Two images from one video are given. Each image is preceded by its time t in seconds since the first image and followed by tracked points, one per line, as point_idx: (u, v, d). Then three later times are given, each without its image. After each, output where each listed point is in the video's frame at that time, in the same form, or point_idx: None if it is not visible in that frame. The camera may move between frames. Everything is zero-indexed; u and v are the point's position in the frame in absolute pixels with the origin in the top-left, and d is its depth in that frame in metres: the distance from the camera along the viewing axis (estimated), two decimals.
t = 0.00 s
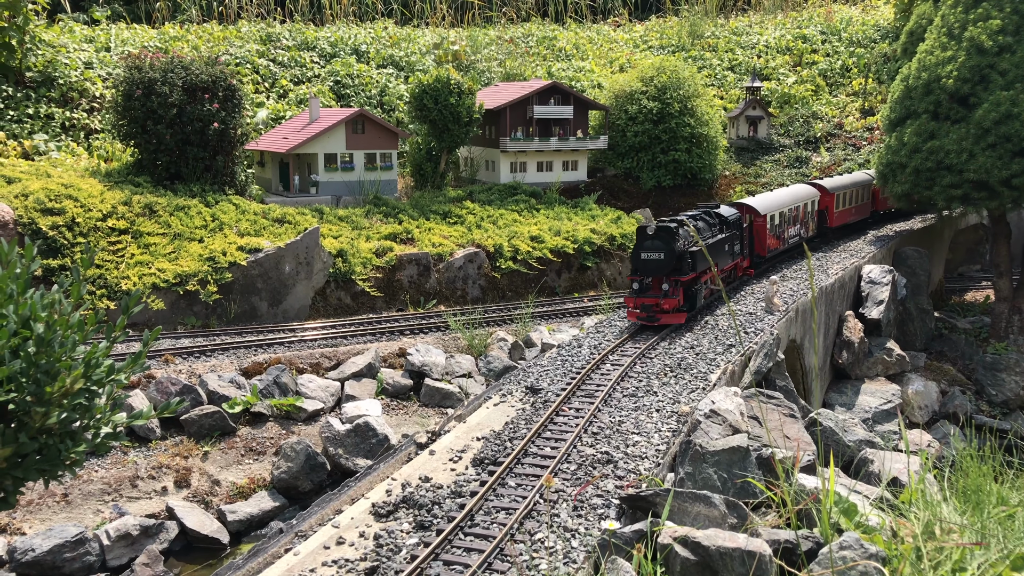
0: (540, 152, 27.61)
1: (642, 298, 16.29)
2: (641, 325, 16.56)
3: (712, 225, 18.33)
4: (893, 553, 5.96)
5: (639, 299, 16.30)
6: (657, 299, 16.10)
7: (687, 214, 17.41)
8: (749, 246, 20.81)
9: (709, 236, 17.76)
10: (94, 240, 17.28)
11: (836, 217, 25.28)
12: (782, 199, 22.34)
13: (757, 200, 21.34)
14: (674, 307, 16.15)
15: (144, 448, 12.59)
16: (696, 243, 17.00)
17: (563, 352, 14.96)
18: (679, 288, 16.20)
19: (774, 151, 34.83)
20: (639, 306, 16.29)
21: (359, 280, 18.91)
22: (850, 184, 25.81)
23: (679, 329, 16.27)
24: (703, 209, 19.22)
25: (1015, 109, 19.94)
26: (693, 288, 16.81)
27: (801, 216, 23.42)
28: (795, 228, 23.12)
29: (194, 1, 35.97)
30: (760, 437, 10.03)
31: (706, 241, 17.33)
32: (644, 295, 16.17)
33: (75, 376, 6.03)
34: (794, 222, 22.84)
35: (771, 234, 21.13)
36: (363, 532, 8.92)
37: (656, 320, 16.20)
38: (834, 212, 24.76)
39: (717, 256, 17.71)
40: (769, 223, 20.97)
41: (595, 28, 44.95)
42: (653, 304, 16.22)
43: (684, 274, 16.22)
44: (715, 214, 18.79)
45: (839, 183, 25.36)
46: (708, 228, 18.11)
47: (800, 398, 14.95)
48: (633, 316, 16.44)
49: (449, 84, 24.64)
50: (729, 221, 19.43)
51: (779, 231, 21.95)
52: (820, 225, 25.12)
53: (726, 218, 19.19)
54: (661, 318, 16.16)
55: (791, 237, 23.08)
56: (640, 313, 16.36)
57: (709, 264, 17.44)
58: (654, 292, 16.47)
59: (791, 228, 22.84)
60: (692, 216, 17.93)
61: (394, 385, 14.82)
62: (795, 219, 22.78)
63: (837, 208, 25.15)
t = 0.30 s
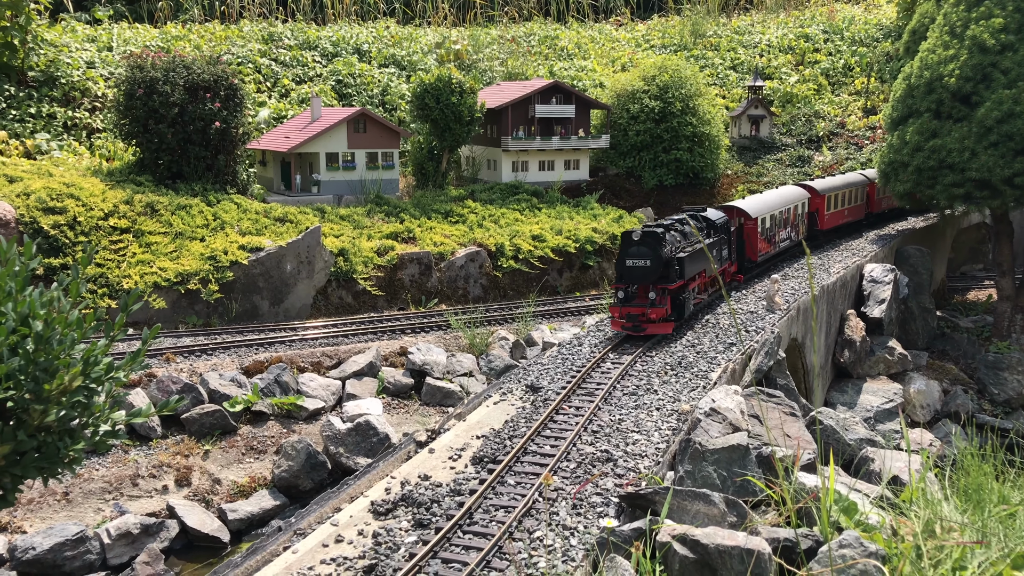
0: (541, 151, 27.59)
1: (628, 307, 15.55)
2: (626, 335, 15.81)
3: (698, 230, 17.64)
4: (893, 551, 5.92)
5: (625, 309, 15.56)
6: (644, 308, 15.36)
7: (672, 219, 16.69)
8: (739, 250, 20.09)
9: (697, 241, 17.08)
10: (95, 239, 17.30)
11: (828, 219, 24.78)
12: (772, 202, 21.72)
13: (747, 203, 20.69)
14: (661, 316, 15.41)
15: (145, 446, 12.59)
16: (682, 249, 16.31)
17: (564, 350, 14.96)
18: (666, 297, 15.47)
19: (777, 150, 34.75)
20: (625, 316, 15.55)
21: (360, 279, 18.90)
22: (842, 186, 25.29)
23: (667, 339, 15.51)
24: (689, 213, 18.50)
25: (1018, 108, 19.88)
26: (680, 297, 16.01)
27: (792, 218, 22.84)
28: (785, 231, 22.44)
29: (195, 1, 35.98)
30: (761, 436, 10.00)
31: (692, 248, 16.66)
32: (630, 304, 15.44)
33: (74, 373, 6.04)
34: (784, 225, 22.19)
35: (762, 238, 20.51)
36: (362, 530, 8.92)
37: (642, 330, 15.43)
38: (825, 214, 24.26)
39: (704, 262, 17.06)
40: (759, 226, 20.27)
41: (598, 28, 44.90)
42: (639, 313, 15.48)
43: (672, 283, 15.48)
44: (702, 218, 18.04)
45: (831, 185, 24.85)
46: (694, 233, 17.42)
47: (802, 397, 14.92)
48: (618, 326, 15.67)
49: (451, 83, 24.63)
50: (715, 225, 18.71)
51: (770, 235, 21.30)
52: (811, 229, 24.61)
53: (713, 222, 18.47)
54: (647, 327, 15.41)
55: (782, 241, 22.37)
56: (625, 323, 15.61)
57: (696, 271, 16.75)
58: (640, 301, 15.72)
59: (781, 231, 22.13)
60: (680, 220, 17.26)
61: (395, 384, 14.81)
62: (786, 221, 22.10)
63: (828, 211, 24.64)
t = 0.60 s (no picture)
0: (544, 152, 27.58)
1: (615, 319, 14.69)
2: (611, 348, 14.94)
3: (686, 237, 16.90)
4: (897, 553, 5.91)
5: (612, 321, 14.71)
6: (631, 320, 14.52)
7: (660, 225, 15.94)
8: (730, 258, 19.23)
9: (686, 249, 16.38)
10: (98, 239, 17.32)
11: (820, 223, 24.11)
12: (764, 207, 20.96)
13: (739, 208, 19.91)
14: (649, 329, 14.60)
15: (148, 446, 12.61)
16: (672, 257, 15.54)
17: (567, 351, 14.97)
18: (654, 308, 14.66)
19: (779, 150, 34.72)
20: (611, 328, 14.69)
21: (362, 280, 18.91)
22: (835, 189, 24.56)
23: (655, 353, 14.68)
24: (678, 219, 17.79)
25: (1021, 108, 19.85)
26: (670, 308, 15.19)
27: (785, 223, 22.14)
28: (778, 236, 21.72)
29: (198, 1, 36.00)
30: (764, 437, 10.01)
31: (683, 255, 15.89)
32: (617, 315, 14.60)
33: (78, 373, 6.06)
34: (777, 230, 21.50)
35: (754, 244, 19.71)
36: (365, 531, 8.92)
37: (629, 344, 14.59)
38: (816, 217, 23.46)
39: (694, 270, 16.35)
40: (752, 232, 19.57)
41: (600, 28, 44.87)
42: (626, 325, 14.66)
43: (660, 293, 14.68)
44: (693, 223, 17.28)
45: (823, 188, 24.11)
46: (683, 239, 16.67)
47: (805, 398, 14.91)
48: (604, 339, 14.84)
49: (453, 83, 24.65)
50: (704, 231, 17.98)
51: (762, 240, 20.61)
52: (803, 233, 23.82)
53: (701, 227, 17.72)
54: (634, 341, 14.56)
55: (775, 246, 21.63)
56: (611, 335, 14.75)
57: (687, 280, 15.93)
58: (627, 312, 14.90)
59: (774, 236, 21.41)
60: (669, 227, 16.61)
61: (397, 384, 14.80)
62: (779, 226, 21.37)
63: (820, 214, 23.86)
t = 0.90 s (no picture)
0: (547, 151, 27.60)
1: (603, 331, 13.82)
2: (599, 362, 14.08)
3: (674, 244, 16.04)
4: (904, 551, 5.93)
5: (599, 333, 13.83)
6: (619, 332, 13.64)
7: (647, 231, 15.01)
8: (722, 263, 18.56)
9: (676, 256, 15.50)
10: (102, 239, 17.35)
11: (813, 226, 23.49)
12: (759, 211, 20.25)
13: (733, 211, 19.22)
14: (638, 341, 13.70)
15: (153, 445, 12.63)
16: (661, 265, 14.63)
17: (571, 350, 15.01)
18: (644, 320, 13.79)
19: (782, 150, 34.73)
20: (598, 341, 13.78)
21: (366, 279, 18.94)
22: (829, 191, 23.99)
23: (645, 367, 13.81)
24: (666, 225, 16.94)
25: None
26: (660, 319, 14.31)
27: (778, 226, 21.44)
28: (771, 241, 21.02)
29: (201, 0, 36.02)
30: (769, 436, 10.03)
31: (672, 263, 14.99)
32: (604, 327, 13.72)
33: (87, 371, 6.07)
34: (770, 234, 20.79)
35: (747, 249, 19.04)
36: (372, 529, 8.95)
37: (617, 358, 13.72)
38: (809, 221, 22.87)
39: (685, 279, 15.46)
40: (745, 236, 18.87)
41: (603, 28, 44.88)
42: (614, 338, 13.76)
43: (650, 304, 13.80)
44: (682, 229, 16.48)
45: (817, 190, 23.53)
46: (672, 246, 15.77)
47: (809, 397, 14.93)
48: (590, 352, 13.93)
49: (457, 83, 24.68)
50: (692, 237, 17.14)
51: (755, 245, 19.89)
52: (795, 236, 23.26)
53: (690, 233, 16.90)
54: (623, 355, 13.69)
55: (767, 251, 20.89)
56: (598, 348, 13.87)
57: (678, 289, 15.03)
58: (615, 324, 14.01)
59: (766, 241, 20.68)
60: (657, 233, 15.73)
61: (401, 384, 14.82)
62: (772, 230, 20.65)
63: (813, 218, 23.28)
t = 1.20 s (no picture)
0: (549, 151, 27.59)
1: (587, 345, 13.12)
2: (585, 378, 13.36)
3: (663, 251, 15.24)
4: (907, 549, 5.93)
5: (584, 347, 13.12)
6: (604, 346, 12.92)
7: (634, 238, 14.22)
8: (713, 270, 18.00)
9: (666, 263, 14.70)
10: (105, 238, 17.38)
11: (806, 229, 22.99)
12: (750, 214, 19.59)
13: (723, 215, 18.56)
14: (625, 355, 12.99)
15: (157, 444, 12.65)
16: (650, 273, 13.81)
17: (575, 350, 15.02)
18: (630, 332, 13.04)
19: (785, 150, 34.70)
20: (583, 355, 13.09)
21: (369, 278, 18.96)
22: (822, 193, 23.53)
23: (634, 383, 13.08)
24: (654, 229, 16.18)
25: None
26: (647, 331, 13.54)
27: (770, 230, 20.78)
28: (763, 245, 20.35)
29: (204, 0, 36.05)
30: (774, 435, 10.02)
31: (661, 271, 14.20)
32: (588, 341, 13.01)
33: (91, 369, 6.08)
34: (762, 238, 20.13)
35: (738, 254, 18.46)
36: (376, 527, 8.96)
37: (604, 373, 13.00)
38: (801, 224, 22.40)
39: (676, 287, 14.66)
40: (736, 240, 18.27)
41: (605, 28, 44.86)
42: (599, 351, 13.07)
43: (637, 315, 13.00)
44: (673, 234, 15.72)
45: (810, 192, 23.01)
46: (661, 253, 14.98)
47: (813, 397, 14.90)
48: (574, 366, 13.25)
49: (459, 83, 24.67)
50: (683, 242, 16.36)
51: (747, 250, 19.27)
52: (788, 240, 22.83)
53: (679, 238, 16.14)
54: (610, 370, 12.95)
55: (760, 256, 20.19)
56: (583, 363, 13.17)
57: (668, 298, 14.22)
58: (601, 337, 13.29)
59: (758, 245, 19.99)
60: (646, 238, 14.94)
61: (404, 383, 14.83)
62: (764, 234, 19.95)
63: (806, 221, 22.81)
